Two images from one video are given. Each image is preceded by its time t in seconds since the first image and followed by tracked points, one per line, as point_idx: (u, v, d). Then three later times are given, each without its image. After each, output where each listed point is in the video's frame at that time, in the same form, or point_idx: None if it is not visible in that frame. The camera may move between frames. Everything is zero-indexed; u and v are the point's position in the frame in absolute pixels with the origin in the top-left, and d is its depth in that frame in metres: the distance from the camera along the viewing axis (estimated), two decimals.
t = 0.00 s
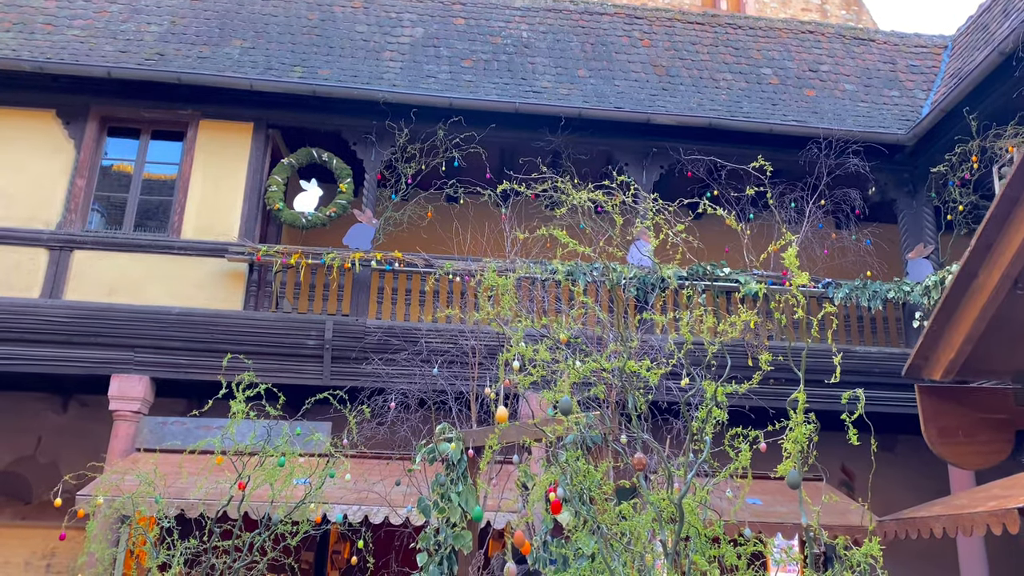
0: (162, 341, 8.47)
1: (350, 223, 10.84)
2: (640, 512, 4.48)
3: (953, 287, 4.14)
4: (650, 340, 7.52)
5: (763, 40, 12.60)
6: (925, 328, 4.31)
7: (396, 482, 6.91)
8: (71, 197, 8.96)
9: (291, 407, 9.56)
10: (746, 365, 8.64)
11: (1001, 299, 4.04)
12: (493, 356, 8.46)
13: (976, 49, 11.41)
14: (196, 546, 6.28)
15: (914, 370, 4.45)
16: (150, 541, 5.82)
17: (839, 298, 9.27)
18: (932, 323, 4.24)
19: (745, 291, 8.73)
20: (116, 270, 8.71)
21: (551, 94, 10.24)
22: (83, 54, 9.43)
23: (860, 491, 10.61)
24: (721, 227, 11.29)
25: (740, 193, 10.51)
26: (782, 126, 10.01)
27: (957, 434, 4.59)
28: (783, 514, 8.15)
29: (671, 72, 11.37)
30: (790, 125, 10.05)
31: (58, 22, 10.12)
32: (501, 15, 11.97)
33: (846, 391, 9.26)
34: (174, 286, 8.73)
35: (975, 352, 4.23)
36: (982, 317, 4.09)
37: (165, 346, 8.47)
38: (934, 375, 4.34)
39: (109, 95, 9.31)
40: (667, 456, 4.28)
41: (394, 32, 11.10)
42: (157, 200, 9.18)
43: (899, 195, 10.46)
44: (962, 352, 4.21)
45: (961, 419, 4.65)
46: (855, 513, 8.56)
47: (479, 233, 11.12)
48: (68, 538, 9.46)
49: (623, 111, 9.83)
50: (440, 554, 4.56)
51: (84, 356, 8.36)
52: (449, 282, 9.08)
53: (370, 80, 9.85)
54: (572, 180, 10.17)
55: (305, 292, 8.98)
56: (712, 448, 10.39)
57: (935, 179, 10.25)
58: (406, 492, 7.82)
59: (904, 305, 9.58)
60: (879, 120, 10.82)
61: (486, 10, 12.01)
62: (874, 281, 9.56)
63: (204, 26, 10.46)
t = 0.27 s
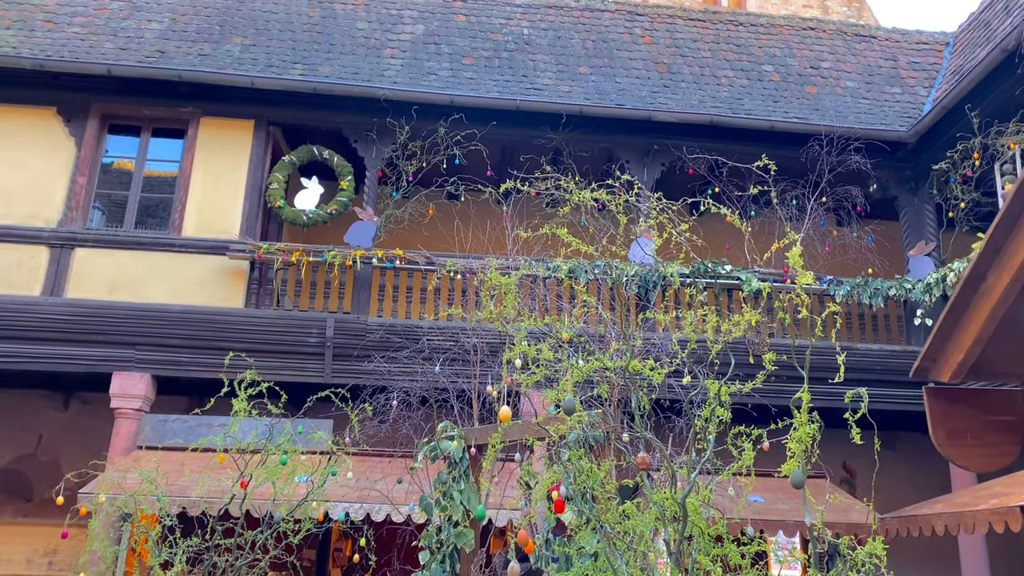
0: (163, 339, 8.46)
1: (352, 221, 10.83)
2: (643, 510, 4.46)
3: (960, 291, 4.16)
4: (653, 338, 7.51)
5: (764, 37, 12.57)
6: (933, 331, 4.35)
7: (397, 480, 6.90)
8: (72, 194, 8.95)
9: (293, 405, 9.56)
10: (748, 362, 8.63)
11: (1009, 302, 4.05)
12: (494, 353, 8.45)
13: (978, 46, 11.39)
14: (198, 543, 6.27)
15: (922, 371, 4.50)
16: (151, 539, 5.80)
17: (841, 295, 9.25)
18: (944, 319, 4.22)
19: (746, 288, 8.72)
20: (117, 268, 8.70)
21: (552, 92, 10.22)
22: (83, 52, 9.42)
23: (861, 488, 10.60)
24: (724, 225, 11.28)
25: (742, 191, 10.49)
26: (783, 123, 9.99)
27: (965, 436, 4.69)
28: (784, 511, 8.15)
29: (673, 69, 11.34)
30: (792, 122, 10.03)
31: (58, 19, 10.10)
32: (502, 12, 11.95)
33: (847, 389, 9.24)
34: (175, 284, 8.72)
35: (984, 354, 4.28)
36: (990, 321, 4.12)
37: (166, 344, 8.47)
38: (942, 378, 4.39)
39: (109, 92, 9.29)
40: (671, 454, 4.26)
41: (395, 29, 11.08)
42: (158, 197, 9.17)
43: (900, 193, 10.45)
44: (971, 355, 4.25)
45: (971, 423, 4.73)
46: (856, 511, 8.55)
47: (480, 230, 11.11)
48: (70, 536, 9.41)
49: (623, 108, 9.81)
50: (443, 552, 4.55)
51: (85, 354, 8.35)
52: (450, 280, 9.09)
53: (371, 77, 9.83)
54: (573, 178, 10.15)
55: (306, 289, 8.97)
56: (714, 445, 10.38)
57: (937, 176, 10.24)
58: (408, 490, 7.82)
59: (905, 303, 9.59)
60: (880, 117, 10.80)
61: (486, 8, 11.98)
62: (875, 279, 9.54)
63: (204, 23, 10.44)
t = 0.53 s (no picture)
0: (165, 336, 8.46)
1: (353, 218, 10.83)
2: (646, 507, 4.45)
3: (968, 286, 4.08)
4: (655, 334, 7.51)
5: (766, 33, 12.55)
6: (940, 327, 4.25)
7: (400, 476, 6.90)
8: (73, 191, 8.94)
9: (295, 402, 9.56)
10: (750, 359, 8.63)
11: (1019, 295, 3.98)
12: (496, 350, 8.45)
13: (980, 42, 11.36)
14: (201, 540, 6.27)
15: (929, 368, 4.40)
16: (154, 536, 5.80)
17: (843, 291, 9.21)
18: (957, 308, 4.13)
19: (748, 285, 8.71)
20: (119, 265, 8.70)
21: (553, 88, 10.20)
22: (84, 48, 9.40)
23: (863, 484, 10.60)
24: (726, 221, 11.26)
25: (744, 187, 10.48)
26: (786, 120, 9.97)
27: (973, 431, 4.45)
28: (787, 508, 8.14)
29: (674, 65, 11.33)
30: (794, 118, 10.01)
31: (59, 16, 10.08)
32: (503, 9, 11.93)
33: (849, 385, 9.24)
34: (176, 281, 8.72)
35: (992, 351, 4.19)
36: (999, 315, 4.04)
37: (168, 340, 8.46)
38: (949, 374, 4.29)
39: (110, 89, 9.28)
40: (674, 450, 4.25)
41: (396, 26, 11.06)
42: (159, 194, 9.16)
43: (902, 189, 10.43)
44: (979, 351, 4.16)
45: (977, 418, 4.50)
46: (859, 507, 8.54)
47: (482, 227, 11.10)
48: (73, 532, 9.40)
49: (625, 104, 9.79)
50: (445, 550, 4.55)
51: (87, 351, 8.35)
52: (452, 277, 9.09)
53: (372, 73, 9.82)
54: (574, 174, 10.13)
55: (307, 286, 8.97)
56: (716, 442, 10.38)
57: (939, 172, 10.23)
58: (410, 486, 7.82)
59: (906, 299, 9.61)
60: (882, 113, 10.78)
61: (487, 4, 11.96)
62: (877, 275, 9.53)
63: (205, 20, 10.43)
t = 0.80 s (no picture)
0: (167, 333, 8.46)
1: (355, 214, 10.82)
2: (650, 502, 4.45)
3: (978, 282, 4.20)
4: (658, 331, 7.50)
5: (768, 29, 12.52)
6: (949, 322, 4.33)
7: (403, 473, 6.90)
8: (75, 188, 8.92)
9: (298, 398, 9.56)
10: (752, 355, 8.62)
11: None
12: (498, 346, 8.44)
13: (983, 37, 11.33)
14: (204, 536, 6.27)
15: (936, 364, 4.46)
16: (157, 532, 5.80)
17: (846, 287, 9.19)
18: (963, 313, 4.24)
19: (751, 281, 8.70)
20: (121, 262, 8.69)
21: (555, 84, 10.18)
22: (86, 45, 9.39)
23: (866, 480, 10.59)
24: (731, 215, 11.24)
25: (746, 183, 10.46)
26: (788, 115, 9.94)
27: (981, 426, 4.50)
28: (789, 504, 8.14)
29: (676, 61, 11.30)
30: (797, 114, 9.98)
31: (61, 12, 10.08)
32: (505, 5, 11.91)
33: (851, 381, 9.23)
34: (178, 278, 8.72)
35: (999, 345, 4.30)
36: (1008, 309, 4.15)
37: (170, 337, 8.46)
38: (957, 367, 4.37)
39: (112, 86, 9.27)
40: (678, 446, 4.24)
41: (397, 22, 11.05)
42: (161, 191, 9.16)
43: (905, 184, 10.41)
44: (988, 346, 4.26)
45: (985, 413, 4.56)
46: (862, 503, 8.53)
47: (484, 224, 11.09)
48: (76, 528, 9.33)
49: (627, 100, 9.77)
50: (448, 545, 4.55)
51: (90, 348, 8.35)
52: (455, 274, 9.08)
53: (374, 70, 9.80)
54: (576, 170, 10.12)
55: (309, 283, 8.96)
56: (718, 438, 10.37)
57: (942, 167, 10.21)
58: (413, 483, 7.82)
59: (909, 295, 9.57)
60: (885, 109, 10.76)
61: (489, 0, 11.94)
62: (880, 271, 9.52)
63: (207, 17, 10.41)
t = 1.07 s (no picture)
0: (171, 329, 8.47)
1: (358, 210, 10.83)
2: (655, 496, 4.44)
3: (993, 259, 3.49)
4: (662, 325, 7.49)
5: (771, 23, 12.49)
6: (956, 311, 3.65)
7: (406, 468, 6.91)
8: (78, 184, 8.93)
9: (301, 393, 9.58)
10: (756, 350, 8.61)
11: None
12: (501, 341, 8.44)
13: (987, 30, 11.29)
14: (208, 531, 6.27)
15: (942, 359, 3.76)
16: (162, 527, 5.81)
17: (848, 282, 9.19)
18: (965, 303, 3.60)
19: (754, 276, 8.69)
20: (124, 258, 8.70)
21: (557, 79, 10.15)
22: (88, 41, 9.39)
23: (870, 475, 10.59)
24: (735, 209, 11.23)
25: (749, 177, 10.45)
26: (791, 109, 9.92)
27: (991, 419, 3.76)
28: (792, 498, 8.14)
29: (679, 56, 11.28)
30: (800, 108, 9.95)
31: (63, 8, 10.07)
32: None
33: (855, 376, 9.23)
34: (182, 274, 8.72)
35: (1011, 334, 3.59)
36: None
37: (173, 333, 8.47)
38: (966, 361, 3.67)
39: (114, 82, 9.26)
40: (682, 439, 4.23)
41: (399, 17, 11.03)
42: (163, 186, 9.16)
43: (908, 179, 10.39)
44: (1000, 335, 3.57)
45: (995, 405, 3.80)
46: (865, 498, 8.53)
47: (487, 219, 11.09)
48: (81, 523, 9.37)
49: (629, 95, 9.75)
50: (452, 539, 4.56)
51: (94, 344, 8.36)
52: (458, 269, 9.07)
53: (376, 65, 9.79)
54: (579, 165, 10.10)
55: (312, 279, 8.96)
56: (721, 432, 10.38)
57: (945, 162, 10.18)
58: (417, 477, 7.83)
59: (912, 290, 9.55)
60: (889, 103, 10.73)
61: None
62: (883, 266, 9.50)
63: (209, 12, 10.41)
